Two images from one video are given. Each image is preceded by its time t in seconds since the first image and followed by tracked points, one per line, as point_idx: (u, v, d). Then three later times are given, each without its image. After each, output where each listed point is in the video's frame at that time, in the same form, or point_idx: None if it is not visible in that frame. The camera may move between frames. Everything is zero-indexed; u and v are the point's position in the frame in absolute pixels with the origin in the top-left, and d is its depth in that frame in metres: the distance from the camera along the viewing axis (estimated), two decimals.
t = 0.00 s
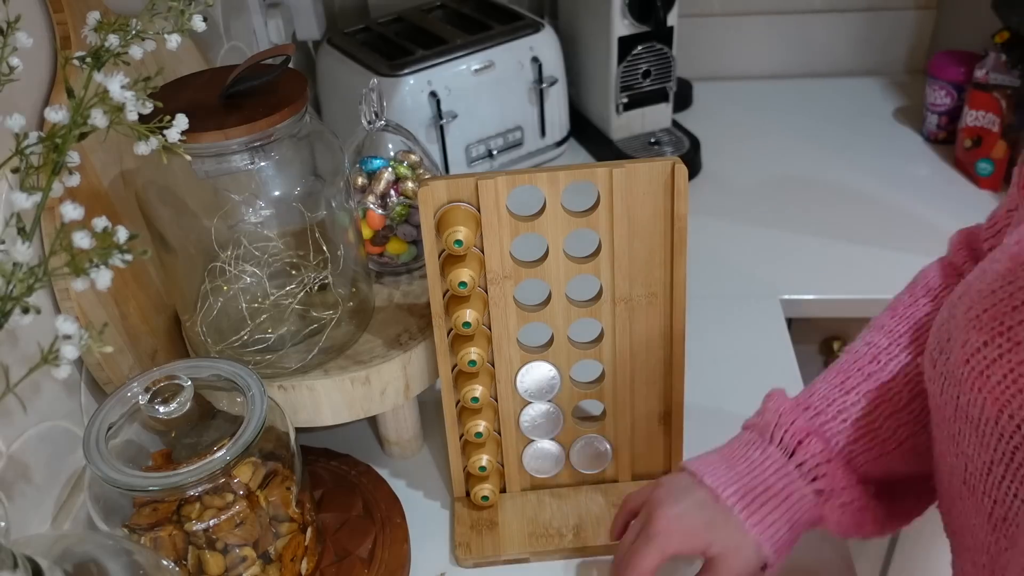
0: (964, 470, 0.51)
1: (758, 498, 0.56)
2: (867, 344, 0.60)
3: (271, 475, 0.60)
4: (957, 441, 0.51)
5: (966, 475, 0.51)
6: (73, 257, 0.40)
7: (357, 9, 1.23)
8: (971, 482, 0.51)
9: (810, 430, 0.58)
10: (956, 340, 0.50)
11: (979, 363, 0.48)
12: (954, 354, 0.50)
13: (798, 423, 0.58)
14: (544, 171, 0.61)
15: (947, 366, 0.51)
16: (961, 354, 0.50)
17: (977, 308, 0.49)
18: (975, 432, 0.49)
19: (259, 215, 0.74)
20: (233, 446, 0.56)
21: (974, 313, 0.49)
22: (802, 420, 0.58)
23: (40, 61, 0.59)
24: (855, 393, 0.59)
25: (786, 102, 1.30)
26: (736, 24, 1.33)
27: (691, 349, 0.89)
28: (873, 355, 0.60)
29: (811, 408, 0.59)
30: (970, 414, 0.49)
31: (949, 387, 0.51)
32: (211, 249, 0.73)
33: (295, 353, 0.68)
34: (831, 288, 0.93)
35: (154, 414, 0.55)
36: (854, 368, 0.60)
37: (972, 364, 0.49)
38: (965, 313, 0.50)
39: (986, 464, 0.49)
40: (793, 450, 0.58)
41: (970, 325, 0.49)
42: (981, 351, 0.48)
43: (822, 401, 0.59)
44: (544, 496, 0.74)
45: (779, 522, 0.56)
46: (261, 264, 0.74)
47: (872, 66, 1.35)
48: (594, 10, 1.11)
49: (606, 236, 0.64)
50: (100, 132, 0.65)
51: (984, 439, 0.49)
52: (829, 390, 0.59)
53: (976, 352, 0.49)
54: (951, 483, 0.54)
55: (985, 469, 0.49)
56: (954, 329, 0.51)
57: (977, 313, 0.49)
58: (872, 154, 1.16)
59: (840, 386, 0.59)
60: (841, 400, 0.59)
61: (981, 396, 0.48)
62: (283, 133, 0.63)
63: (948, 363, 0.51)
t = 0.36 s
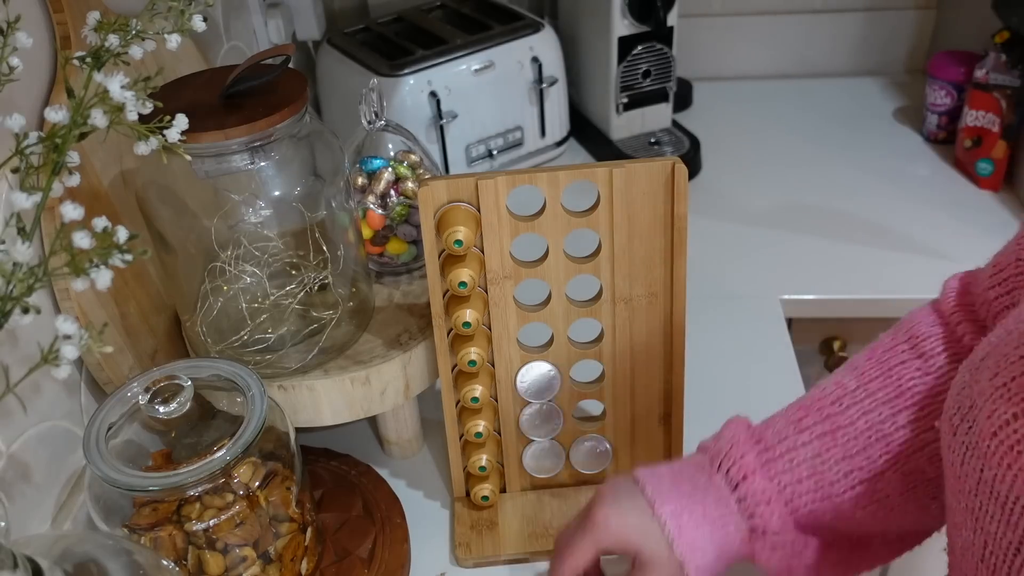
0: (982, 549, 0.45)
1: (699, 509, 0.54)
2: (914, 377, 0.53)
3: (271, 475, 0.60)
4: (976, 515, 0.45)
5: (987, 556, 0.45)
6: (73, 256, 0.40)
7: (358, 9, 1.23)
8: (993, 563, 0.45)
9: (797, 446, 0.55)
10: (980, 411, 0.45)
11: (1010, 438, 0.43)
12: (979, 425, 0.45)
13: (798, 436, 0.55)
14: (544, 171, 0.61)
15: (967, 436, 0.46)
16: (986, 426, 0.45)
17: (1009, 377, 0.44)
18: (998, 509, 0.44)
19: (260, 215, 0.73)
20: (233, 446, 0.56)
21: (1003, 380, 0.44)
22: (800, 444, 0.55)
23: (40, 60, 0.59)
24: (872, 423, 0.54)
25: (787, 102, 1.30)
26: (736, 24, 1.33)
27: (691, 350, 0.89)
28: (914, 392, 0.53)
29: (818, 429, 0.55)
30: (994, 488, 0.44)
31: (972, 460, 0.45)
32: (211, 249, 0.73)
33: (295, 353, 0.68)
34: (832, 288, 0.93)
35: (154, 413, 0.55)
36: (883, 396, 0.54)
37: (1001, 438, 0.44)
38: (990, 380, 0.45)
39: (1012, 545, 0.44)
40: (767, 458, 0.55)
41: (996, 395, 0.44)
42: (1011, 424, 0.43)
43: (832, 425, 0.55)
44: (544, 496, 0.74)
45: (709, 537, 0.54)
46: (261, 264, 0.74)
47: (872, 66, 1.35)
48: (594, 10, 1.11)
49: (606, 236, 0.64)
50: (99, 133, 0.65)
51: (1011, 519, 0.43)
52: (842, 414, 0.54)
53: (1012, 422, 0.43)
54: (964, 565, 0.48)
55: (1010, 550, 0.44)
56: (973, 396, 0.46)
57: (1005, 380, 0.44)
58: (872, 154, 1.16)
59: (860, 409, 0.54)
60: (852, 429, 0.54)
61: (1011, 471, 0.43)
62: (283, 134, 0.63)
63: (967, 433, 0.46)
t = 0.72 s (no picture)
0: (984, 526, 0.52)
1: (828, 124, 0.56)
2: (1004, 165, 0.55)
3: (271, 475, 0.60)
4: (985, 494, 0.52)
5: (988, 530, 0.51)
6: (73, 256, 0.40)
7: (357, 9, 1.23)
8: (989, 543, 0.51)
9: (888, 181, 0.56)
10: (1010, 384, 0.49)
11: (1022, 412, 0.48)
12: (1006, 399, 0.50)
13: (900, 130, 0.56)
14: (544, 171, 0.61)
15: (992, 410, 0.52)
16: (1011, 400, 0.49)
17: None
18: (1005, 487, 0.49)
19: (259, 215, 0.73)
20: (234, 446, 0.56)
21: None
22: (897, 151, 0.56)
23: (40, 61, 0.59)
24: (948, 195, 0.56)
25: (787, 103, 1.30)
26: (736, 24, 1.33)
27: (690, 351, 0.89)
28: (998, 181, 0.56)
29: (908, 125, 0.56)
30: (1005, 464, 0.49)
31: (993, 434, 0.51)
32: (211, 249, 0.73)
33: (295, 353, 0.68)
34: (832, 288, 0.92)
35: (154, 413, 0.55)
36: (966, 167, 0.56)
37: (1017, 413, 0.48)
38: None
39: (1008, 520, 0.49)
40: (871, 150, 0.56)
41: None
42: None
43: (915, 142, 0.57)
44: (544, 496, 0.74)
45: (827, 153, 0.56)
46: (261, 263, 0.74)
47: (872, 66, 1.35)
48: (594, 10, 1.11)
49: (606, 236, 0.64)
50: (100, 132, 0.65)
51: (1012, 495, 0.49)
52: (931, 169, 0.56)
53: None
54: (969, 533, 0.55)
55: (1006, 531, 0.49)
56: (1010, 370, 0.51)
57: None
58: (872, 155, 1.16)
59: (945, 177, 0.56)
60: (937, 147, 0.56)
61: (1019, 447, 0.48)
62: (283, 133, 0.63)
63: (993, 406, 0.51)
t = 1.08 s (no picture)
0: (976, 517, 0.52)
1: (836, 181, 0.59)
2: (1010, 204, 0.60)
3: (271, 475, 0.60)
4: (977, 485, 0.51)
5: (979, 520, 0.51)
6: (73, 256, 0.40)
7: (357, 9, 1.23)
8: (980, 532, 0.51)
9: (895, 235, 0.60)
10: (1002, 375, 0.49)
11: (1014, 403, 0.47)
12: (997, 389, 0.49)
13: (905, 187, 0.59)
14: (544, 171, 0.61)
15: (985, 401, 0.51)
16: (1002, 391, 0.49)
17: None
18: (994, 478, 0.49)
19: (259, 215, 0.73)
20: (234, 446, 0.56)
21: None
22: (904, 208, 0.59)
23: (40, 60, 0.59)
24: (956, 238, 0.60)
25: (787, 102, 1.30)
26: (736, 24, 1.32)
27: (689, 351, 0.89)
28: (1004, 220, 0.60)
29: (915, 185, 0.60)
30: (995, 455, 0.49)
31: (983, 426, 0.51)
32: (211, 249, 0.73)
33: (295, 353, 0.68)
34: (831, 288, 0.92)
35: (153, 413, 0.55)
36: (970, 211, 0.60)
37: (1008, 404, 0.48)
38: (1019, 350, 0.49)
39: (998, 513, 0.49)
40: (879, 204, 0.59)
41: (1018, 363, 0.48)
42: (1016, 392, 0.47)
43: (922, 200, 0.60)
44: (544, 496, 0.74)
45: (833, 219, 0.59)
46: (261, 263, 0.74)
47: (871, 65, 1.35)
48: (594, 10, 1.11)
49: (606, 236, 0.64)
50: (100, 132, 0.65)
51: (1002, 487, 0.48)
52: (936, 216, 0.60)
53: (1017, 392, 0.47)
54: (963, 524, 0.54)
55: (995, 520, 0.49)
56: (1003, 361, 0.50)
57: None
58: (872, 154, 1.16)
59: (951, 221, 0.60)
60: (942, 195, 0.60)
61: (1007, 438, 0.48)
62: (283, 133, 0.63)
63: (985, 397, 0.51)
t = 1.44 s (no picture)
0: (976, 516, 0.49)
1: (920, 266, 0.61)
2: None
3: (271, 475, 0.60)
4: (975, 484, 0.49)
5: (979, 520, 0.49)
6: (73, 256, 0.41)
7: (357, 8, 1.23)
8: (980, 531, 0.49)
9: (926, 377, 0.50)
10: (996, 374, 0.47)
11: (1011, 402, 0.45)
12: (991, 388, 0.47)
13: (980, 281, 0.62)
14: (544, 171, 0.61)
15: (981, 400, 0.48)
16: (998, 389, 0.46)
17: None
18: (993, 476, 0.47)
19: (259, 215, 0.73)
20: (234, 446, 0.56)
21: None
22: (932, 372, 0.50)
23: (40, 60, 0.59)
24: None
25: (786, 102, 1.30)
26: (736, 24, 1.32)
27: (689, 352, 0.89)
28: None
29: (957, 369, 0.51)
30: (993, 454, 0.47)
31: (978, 425, 0.48)
32: (211, 249, 0.73)
33: (295, 353, 0.68)
34: (830, 288, 0.93)
35: (154, 414, 0.55)
36: None
37: (1006, 402, 0.46)
38: (1014, 349, 0.47)
39: (999, 512, 0.47)
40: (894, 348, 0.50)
41: (1015, 361, 0.46)
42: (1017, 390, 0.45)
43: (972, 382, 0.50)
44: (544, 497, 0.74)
45: (915, 360, 0.50)
46: (261, 264, 0.74)
47: (871, 65, 1.35)
48: (594, 10, 1.11)
49: (605, 236, 0.64)
50: (100, 132, 0.65)
51: (1002, 486, 0.46)
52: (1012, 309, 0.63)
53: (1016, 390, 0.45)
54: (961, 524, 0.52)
55: (995, 519, 0.47)
56: (998, 359, 0.47)
57: None
58: (871, 154, 1.16)
59: None
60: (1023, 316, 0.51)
61: (1005, 437, 0.46)
62: (283, 133, 0.63)
63: (981, 396, 0.48)
